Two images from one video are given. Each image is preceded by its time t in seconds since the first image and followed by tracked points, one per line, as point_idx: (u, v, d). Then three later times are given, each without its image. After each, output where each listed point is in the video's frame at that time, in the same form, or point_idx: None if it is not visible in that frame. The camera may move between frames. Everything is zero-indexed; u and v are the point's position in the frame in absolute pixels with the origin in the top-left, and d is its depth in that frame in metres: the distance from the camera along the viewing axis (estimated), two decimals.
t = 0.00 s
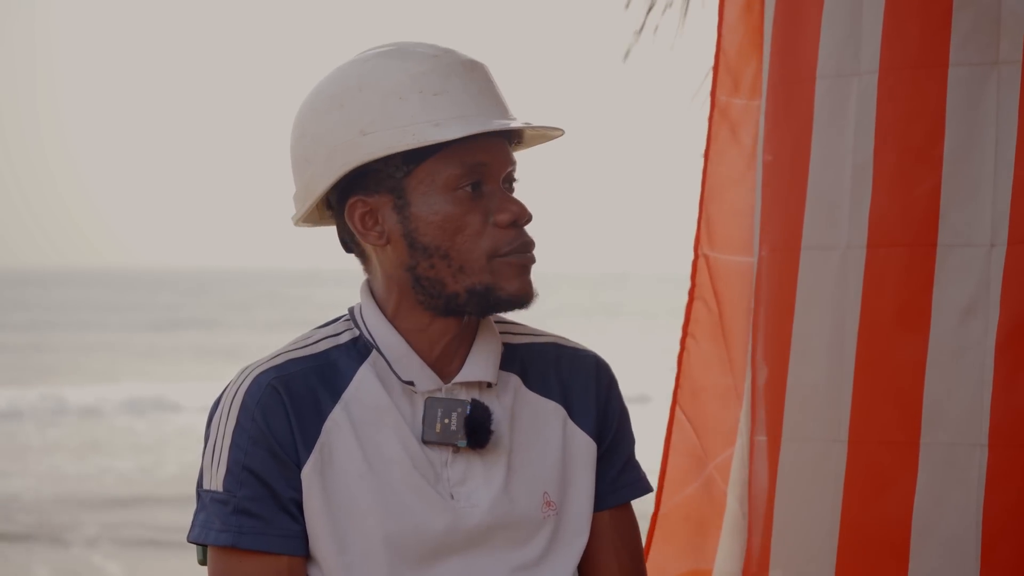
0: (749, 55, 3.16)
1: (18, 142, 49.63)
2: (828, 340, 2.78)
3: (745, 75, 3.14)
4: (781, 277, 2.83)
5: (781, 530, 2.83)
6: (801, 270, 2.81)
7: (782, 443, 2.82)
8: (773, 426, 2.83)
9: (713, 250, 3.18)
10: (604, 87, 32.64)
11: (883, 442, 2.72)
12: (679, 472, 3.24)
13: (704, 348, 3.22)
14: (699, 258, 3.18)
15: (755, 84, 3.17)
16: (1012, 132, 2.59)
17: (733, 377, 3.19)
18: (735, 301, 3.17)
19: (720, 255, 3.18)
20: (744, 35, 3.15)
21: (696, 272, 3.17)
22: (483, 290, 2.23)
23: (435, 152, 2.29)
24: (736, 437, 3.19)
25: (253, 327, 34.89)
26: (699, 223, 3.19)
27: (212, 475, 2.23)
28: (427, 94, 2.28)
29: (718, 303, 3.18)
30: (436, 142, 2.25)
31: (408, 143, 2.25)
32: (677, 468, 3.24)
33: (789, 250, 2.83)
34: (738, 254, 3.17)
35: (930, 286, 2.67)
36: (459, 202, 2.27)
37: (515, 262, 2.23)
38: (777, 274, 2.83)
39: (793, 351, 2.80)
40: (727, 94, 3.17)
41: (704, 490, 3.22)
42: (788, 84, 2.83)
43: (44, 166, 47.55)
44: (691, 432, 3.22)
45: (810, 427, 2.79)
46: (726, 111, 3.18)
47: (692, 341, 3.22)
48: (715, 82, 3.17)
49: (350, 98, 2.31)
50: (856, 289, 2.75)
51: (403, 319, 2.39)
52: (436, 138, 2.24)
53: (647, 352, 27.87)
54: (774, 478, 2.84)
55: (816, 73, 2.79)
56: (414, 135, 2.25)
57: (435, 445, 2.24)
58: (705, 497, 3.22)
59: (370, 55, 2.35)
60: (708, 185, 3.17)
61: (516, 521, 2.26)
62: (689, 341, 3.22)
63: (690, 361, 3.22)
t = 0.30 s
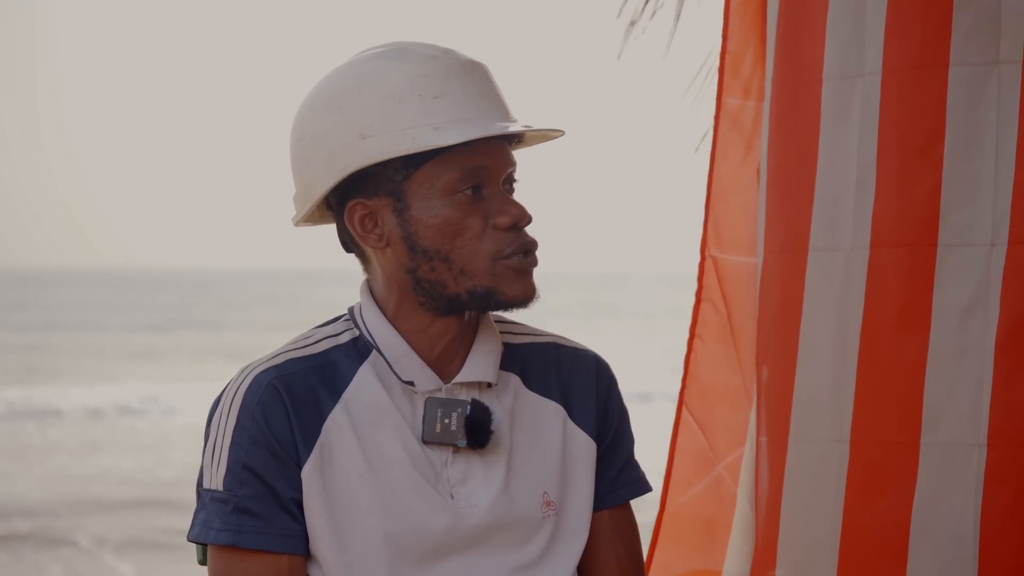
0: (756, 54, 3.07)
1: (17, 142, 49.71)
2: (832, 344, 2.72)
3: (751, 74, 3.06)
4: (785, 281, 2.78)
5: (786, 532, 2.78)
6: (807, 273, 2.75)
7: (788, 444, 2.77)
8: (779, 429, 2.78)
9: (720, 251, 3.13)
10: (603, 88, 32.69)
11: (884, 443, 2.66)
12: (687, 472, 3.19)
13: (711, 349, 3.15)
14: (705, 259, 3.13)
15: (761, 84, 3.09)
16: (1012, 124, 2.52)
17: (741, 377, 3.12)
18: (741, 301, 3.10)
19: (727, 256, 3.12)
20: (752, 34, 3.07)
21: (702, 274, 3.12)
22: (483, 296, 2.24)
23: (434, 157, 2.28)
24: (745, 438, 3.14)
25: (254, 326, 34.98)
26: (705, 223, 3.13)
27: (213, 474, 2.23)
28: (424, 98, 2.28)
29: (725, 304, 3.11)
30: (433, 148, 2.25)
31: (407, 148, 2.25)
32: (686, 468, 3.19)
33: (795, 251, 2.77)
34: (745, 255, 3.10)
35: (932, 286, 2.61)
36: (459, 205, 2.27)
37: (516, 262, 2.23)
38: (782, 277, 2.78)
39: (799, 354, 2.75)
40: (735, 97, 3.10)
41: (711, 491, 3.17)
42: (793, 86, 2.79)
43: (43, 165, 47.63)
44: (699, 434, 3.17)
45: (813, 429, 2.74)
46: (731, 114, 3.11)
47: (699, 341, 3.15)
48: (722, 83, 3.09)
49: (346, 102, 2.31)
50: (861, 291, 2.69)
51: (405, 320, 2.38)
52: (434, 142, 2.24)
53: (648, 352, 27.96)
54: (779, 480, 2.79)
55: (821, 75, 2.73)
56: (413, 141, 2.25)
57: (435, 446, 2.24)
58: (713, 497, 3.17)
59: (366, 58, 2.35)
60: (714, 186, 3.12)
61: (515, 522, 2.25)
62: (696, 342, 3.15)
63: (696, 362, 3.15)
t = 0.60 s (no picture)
0: (753, 53, 3.08)
1: (16, 141, 49.76)
2: (833, 345, 2.72)
3: (749, 74, 3.06)
4: (788, 282, 2.78)
5: (789, 531, 2.79)
6: (807, 273, 2.76)
7: (790, 443, 2.78)
8: (780, 430, 2.79)
9: (718, 251, 3.13)
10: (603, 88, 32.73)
11: (883, 443, 2.66)
12: (685, 471, 3.19)
13: (710, 350, 3.16)
14: (703, 258, 3.14)
15: (758, 83, 3.09)
16: (1011, 114, 2.51)
17: (739, 375, 3.12)
18: (740, 303, 3.10)
19: (724, 256, 3.13)
20: (751, 35, 3.07)
21: (700, 273, 3.13)
22: (488, 302, 2.25)
23: (430, 165, 2.28)
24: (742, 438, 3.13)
25: (254, 326, 35.02)
26: (703, 223, 3.13)
27: (213, 466, 2.23)
28: (417, 109, 2.28)
29: (723, 304, 3.11)
30: (432, 156, 2.25)
31: (402, 160, 2.26)
32: (682, 468, 3.20)
33: (796, 250, 2.77)
34: (745, 255, 3.10)
35: (931, 286, 2.60)
36: (460, 212, 2.27)
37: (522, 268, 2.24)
38: (783, 278, 2.79)
39: (800, 353, 2.76)
40: (731, 95, 3.10)
41: (710, 489, 3.17)
42: (791, 89, 2.79)
43: (42, 165, 47.69)
44: (698, 435, 3.17)
45: (814, 429, 2.74)
46: (728, 113, 3.11)
47: (696, 340, 3.16)
48: (720, 81, 3.09)
49: (340, 114, 2.32)
50: (861, 293, 2.69)
51: (408, 321, 2.39)
52: (429, 153, 2.25)
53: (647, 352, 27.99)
54: (779, 479, 2.80)
55: (821, 74, 2.73)
56: (410, 150, 2.26)
57: (436, 446, 2.24)
58: (711, 495, 3.17)
59: (358, 64, 2.34)
60: (712, 184, 3.11)
61: (516, 520, 2.26)
62: (694, 342, 3.15)
63: (694, 362, 3.16)
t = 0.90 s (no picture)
0: (752, 51, 3.07)
1: (17, 141, 49.81)
2: (833, 344, 2.72)
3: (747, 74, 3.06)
4: (789, 283, 2.79)
5: (787, 532, 2.79)
6: (807, 272, 2.76)
7: (790, 442, 2.78)
8: (780, 430, 2.80)
9: (718, 251, 3.13)
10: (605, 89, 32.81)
11: (882, 442, 2.65)
12: (684, 471, 3.19)
13: (709, 348, 3.16)
14: (704, 259, 3.14)
15: (758, 84, 3.08)
16: (1010, 111, 2.50)
17: (738, 376, 3.11)
18: (740, 304, 3.10)
19: (725, 256, 3.13)
20: (750, 35, 3.07)
21: (700, 273, 3.13)
22: (500, 303, 2.25)
23: (445, 169, 2.29)
24: (740, 437, 3.11)
25: (254, 327, 35.06)
26: (704, 223, 3.14)
27: (215, 470, 2.24)
28: (435, 110, 2.28)
29: (723, 305, 3.12)
30: (445, 162, 2.26)
31: (416, 162, 2.27)
32: (682, 469, 3.19)
33: (797, 251, 2.78)
34: (747, 255, 3.10)
35: (928, 284, 2.58)
36: (475, 215, 2.28)
37: (533, 272, 2.25)
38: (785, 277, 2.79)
39: (800, 353, 2.76)
40: (732, 96, 3.10)
41: (707, 489, 3.17)
42: (793, 90, 2.79)
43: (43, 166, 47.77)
44: (697, 434, 3.17)
45: (813, 429, 2.74)
46: (728, 113, 3.11)
47: (697, 341, 3.16)
48: (719, 82, 3.09)
49: (357, 115, 2.31)
50: (857, 293, 2.68)
51: (413, 323, 2.40)
52: (445, 157, 2.25)
53: (646, 352, 28.02)
54: (778, 481, 2.81)
55: (821, 75, 2.73)
56: (423, 155, 2.27)
57: (437, 448, 2.25)
58: (709, 495, 3.17)
59: (370, 65, 2.35)
60: (713, 183, 3.11)
61: (515, 523, 2.26)
62: (694, 342, 3.16)
63: (695, 362, 3.16)
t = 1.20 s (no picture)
0: (750, 43, 2.85)
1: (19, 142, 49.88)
2: (834, 343, 2.58)
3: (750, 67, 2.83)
4: (791, 284, 2.64)
5: (788, 540, 2.64)
6: (810, 274, 2.62)
7: (790, 447, 2.63)
8: (779, 435, 2.66)
9: (725, 251, 2.86)
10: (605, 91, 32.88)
11: (882, 441, 2.51)
12: (691, 474, 2.89)
13: (717, 350, 2.88)
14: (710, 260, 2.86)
15: (760, 83, 2.86)
16: (1011, 110, 2.37)
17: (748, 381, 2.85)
18: (748, 306, 2.85)
19: (732, 257, 2.86)
20: (751, 27, 2.85)
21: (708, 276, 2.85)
22: (492, 296, 2.25)
23: (448, 159, 2.29)
24: (748, 439, 2.85)
25: (254, 327, 35.12)
26: (710, 222, 2.86)
27: (211, 475, 2.23)
28: (442, 102, 2.28)
29: (732, 310, 2.85)
30: (450, 152, 2.26)
31: (421, 151, 2.26)
32: (691, 473, 2.89)
33: (798, 253, 2.64)
34: (752, 256, 2.85)
35: (929, 284, 2.44)
36: (473, 208, 2.28)
37: (525, 268, 2.26)
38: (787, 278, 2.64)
39: (801, 355, 2.62)
40: (734, 94, 2.85)
41: (717, 493, 2.88)
42: (792, 90, 2.65)
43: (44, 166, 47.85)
44: (704, 434, 2.88)
45: (816, 429, 2.60)
46: (732, 110, 2.85)
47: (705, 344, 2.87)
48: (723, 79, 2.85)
49: (362, 103, 2.31)
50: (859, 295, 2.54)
51: (407, 321, 2.39)
52: (451, 145, 2.25)
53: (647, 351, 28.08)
54: (780, 484, 2.65)
55: (822, 75, 2.59)
56: (431, 143, 2.26)
57: (434, 445, 2.25)
58: (718, 498, 2.88)
59: (373, 57, 2.35)
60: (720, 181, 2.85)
61: (513, 521, 2.26)
62: (702, 345, 2.87)
63: (703, 364, 2.87)
